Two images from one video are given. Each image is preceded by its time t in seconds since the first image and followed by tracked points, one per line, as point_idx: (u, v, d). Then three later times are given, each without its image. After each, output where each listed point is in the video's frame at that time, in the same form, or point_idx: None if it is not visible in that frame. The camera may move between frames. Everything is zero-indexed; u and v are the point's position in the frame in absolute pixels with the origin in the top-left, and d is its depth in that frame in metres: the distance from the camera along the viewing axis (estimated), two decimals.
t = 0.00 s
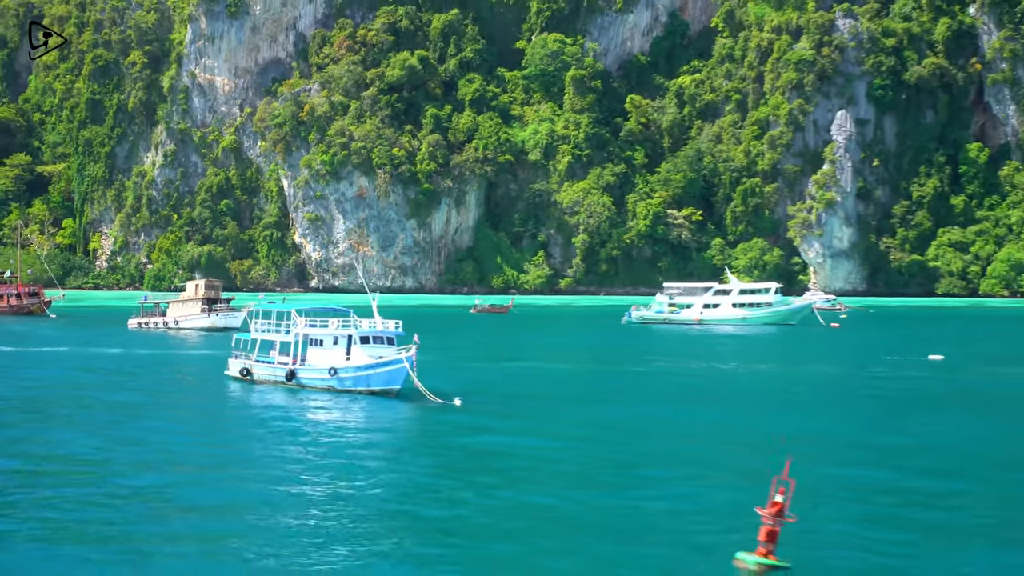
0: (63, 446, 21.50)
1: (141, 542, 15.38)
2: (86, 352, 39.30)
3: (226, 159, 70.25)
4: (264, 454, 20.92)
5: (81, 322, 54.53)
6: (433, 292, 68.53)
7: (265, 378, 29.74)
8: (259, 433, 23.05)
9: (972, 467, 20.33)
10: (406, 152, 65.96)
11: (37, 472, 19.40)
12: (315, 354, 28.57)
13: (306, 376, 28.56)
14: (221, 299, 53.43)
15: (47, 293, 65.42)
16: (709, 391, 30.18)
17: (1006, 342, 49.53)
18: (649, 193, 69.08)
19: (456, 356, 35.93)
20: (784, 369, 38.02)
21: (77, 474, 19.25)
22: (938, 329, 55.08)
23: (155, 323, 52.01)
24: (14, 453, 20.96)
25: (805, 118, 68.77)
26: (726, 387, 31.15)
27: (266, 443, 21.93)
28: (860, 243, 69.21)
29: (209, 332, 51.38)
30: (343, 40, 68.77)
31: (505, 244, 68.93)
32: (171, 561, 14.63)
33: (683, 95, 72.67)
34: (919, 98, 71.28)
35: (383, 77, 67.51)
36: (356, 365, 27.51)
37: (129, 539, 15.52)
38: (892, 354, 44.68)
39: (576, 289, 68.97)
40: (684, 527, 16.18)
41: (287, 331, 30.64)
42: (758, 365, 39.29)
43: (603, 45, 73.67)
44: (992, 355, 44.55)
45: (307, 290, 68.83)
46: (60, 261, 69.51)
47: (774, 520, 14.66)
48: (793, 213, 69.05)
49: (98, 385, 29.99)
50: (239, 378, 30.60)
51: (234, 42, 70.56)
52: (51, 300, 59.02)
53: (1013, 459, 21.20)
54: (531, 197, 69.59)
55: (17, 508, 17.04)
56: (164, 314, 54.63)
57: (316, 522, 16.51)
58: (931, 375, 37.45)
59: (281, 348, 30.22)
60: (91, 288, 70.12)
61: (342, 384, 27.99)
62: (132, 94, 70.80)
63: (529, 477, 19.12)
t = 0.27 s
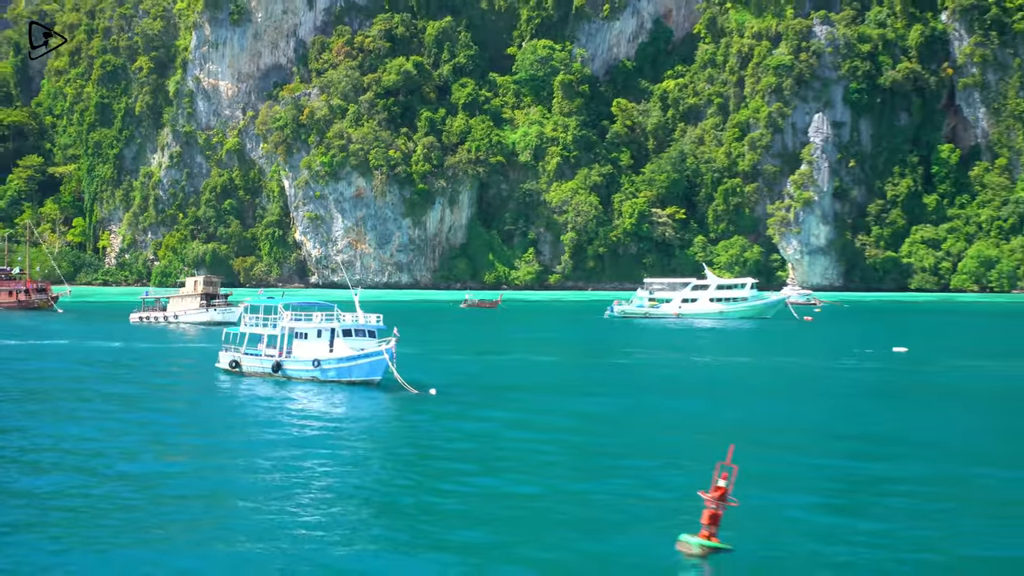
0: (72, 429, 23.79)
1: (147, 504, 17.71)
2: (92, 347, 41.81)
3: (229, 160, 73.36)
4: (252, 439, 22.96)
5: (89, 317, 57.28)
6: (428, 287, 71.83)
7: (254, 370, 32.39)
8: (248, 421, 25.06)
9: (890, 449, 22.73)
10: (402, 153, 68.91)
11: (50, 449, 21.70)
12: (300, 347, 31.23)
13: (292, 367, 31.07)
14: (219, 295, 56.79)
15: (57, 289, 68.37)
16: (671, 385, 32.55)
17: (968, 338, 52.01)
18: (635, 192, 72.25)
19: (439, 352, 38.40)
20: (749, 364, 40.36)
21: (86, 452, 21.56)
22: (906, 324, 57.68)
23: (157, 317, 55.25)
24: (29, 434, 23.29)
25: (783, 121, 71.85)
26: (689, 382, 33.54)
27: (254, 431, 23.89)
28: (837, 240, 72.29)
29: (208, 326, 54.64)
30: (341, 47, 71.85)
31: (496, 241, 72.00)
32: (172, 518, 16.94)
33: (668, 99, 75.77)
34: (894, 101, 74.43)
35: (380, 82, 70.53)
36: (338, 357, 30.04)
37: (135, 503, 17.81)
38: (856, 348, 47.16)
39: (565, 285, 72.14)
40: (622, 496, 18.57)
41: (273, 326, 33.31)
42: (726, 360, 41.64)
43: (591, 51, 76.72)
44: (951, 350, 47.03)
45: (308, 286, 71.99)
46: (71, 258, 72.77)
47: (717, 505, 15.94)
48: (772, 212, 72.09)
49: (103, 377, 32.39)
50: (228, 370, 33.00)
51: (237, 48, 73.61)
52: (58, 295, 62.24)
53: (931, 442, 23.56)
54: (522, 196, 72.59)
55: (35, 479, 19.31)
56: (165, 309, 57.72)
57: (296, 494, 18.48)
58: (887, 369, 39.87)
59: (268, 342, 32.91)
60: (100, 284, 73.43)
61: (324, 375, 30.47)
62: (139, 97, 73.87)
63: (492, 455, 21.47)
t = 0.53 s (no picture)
0: (84, 413, 26.29)
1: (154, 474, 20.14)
2: (101, 342, 44.67)
3: (237, 164, 77.54)
4: (246, 423, 25.20)
5: (101, 314, 60.66)
6: (426, 283, 76.10)
7: (246, 364, 34.02)
8: (243, 408, 27.28)
9: (820, 429, 25.40)
10: (400, 157, 73.01)
11: (66, 429, 24.19)
12: (289, 340, 33.01)
13: (282, 359, 32.87)
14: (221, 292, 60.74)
15: (72, 287, 72.20)
16: (637, 376, 35.23)
17: (930, 333, 55.02)
18: (621, 193, 76.38)
19: (426, 346, 41.09)
20: (717, 359, 43.04)
21: (99, 431, 24.12)
22: (874, 318, 60.70)
23: (162, 313, 59.34)
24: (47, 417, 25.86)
25: (761, 125, 75.95)
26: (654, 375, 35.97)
27: (246, 416, 26.06)
28: (812, 238, 76.30)
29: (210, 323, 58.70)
30: (342, 57, 75.93)
31: (490, 240, 76.08)
32: (176, 483, 19.45)
33: (652, 105, 79.90)
34: (865, 106, 78.62)
35: (379, 90, 74.66)
36: (325, 349, 31.92)
37: (144, 472, 20.24)
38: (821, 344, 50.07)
39: (555, 281, 76.26)
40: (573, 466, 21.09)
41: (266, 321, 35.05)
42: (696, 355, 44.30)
43: (579, 59, 80.83)
44: (910, 345, 50.00)
45: (312, 283, 76.18)
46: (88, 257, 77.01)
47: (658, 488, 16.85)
48: (751, 211, 76.16)
49: (111, 369, 35.00)
50: (224, 364, 34.95)
51: (244, 58, 77.77)
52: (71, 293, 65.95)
53: (860, 424, 26.09)
54: (513, 198, 76.62)
55: (49, 454, 21.60)
56: (169, 305, 61.70)
57: (285, 467, 20.74)
58: (844, 363, 42.74)
59: (260, 337, 34.70)
60: (115, 281, 77.65)
61: (312, 367, 32.27)
62: (151, 105, 78.13)
63: (463, 432, 24.04)
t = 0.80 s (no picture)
0: (92, 400, 28.69)
1: (159, 445, 22.79)
2: (112, 338, 47.93)
3: (245, 171, 82.13)
4: (241, 406, 27.72)
5: (113, 313, 64.41)
6: (423, 283, 80.73)
7: (237, 359, 36.08)
8: (238, 394, 29.73)
9: (759, 413, 28.39)
10: (399, 164, 77.74)
11: (80, 410, 26.97)
12: (278, 337, 35.03)
13: (270, 355, 34.84)
14: (223, 291, 65.07)
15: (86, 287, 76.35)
16: (605, 371, 38.34)
17: (891, 331, 58.49)
18: (607, 197, 80.98)
19: (413, 342, 44.22)
20: (685, 356, 46.14)
21: (111, 411, 26.92)
22: (841, 317, 64.20)
23: (167, 311, 63.63)
24: (64, 400, 28.76)
25: (739, 133, 80.70)
26: (624, 370, 38.63)
27: (237, 404, 28.27)
28: (787, 239, 80.87)
29: (211, 319, 63.33)
30: (344, 69, 80.61)
31: (483, 242, 80.71)
32: (181, 451, 22.20)
33: (636, 114, 84.67)
34: (838, 115, 83.35)
35: (379, 100, 79.36)
36: (312, 345, 33.97)
37: (144, 449, 22.47)
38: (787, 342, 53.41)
39: (545, 280, 80.93)
40: (531, 439, 23.94)
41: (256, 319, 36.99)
42: (666, 352, 47.37)
43: (568, 71, 85.54)
44: (870, 343, 53.44)
45: (315, 283, 80.93)
46: (104, 258, 81.57)
47: (595, 477, 17.92)
48: (730, 214, 80.80)
49: (120, 361, 37.96)
50: (216, 359, 36.92)
51: (251, 70, 82.42)
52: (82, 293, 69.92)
53: (803, 412, 28.60)
54: (506, 202, 81.33)
55: (61, 434, 23.94)
56: (174, 303, 65.88)
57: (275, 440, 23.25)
58: (803, 360, 46.01)
59: (251, 334, 36.70)
60: (129, 282, 82.15)
61: (300, 362, 34.34)
62: (164, 115, 82.90)
63: (437, 411, 26.96)
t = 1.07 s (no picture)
0: (95, 401, 31.04)
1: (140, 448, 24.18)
2: (109, 344, 49.71)
3: (244, 179, 84.48)
4: (223, 412, 29.09)
5: (112, 318, 66.40)
6: (417, 288, 83.16)
7: (224, 363, 38.62)
8: (221, 401, 31.05)
9: (715, 414, 29.93)
10: (394, 172, 80.10)
11: (69, 415, 28.45)
12: (263, 342, 37.33)
13: (256, 359, 37.01)
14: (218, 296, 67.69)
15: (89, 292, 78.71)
16: (578, 375, 39.91)
17: (865, 335, 60.28)
18: (596, 205, 83.42)
19: (397, 348, 45.85)
20: (660, 360, 47.69)
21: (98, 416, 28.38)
22: (818, 322, 66.05)
23: (164, 316, 65.91)
24: (56, 405, 30.29)
25: (723, 142, 83.15)
26: (597, 373, 40.98)
27: (226, 404, 30.49)
28: (770, 245, 83.41)
29: (206, 323, 65.64)
30: (340, 80, 83.07)
31: (475, 248, 83.18)
32: (162, 454, 23.62)
33: (624, 123, 87.14)
34: (819, 125, 85.88)
35: (374, 111, 81.75)
36: (295, 349, 36.09)
37: (141, 443, 24.82)
38: (762, 346, 55.13)
39: (536, 285, 83.39)
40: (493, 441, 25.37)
41: (242, 324, 39.55)
42: (641, 356, 48.96)
43: (557, 82, 88.07)
44: (842, 348, 55.22)
45: (313, 288, 83.47)
46: (106, 264, 83.91)
47: (538, 480, 18.85)
48: (715, 221, 83.26)
49: (113, 367, 39.59)
50: (204, 363, 39.52)
51: (250, 82, 84.85)
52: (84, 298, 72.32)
53: (754, 410, 30.94)
54: (497, 209, 83.82)
55: (65, 431, 26.26)
56: (170, 308, 68.33)
57: (251, 445, 24.61)
58: (773, 364, 47.68)
59: (237, 339, 39.21)
60: (131, 287, 84.48)
61: (284, 365, 36.40)
62: (165, 124, 85.36)
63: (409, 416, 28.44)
